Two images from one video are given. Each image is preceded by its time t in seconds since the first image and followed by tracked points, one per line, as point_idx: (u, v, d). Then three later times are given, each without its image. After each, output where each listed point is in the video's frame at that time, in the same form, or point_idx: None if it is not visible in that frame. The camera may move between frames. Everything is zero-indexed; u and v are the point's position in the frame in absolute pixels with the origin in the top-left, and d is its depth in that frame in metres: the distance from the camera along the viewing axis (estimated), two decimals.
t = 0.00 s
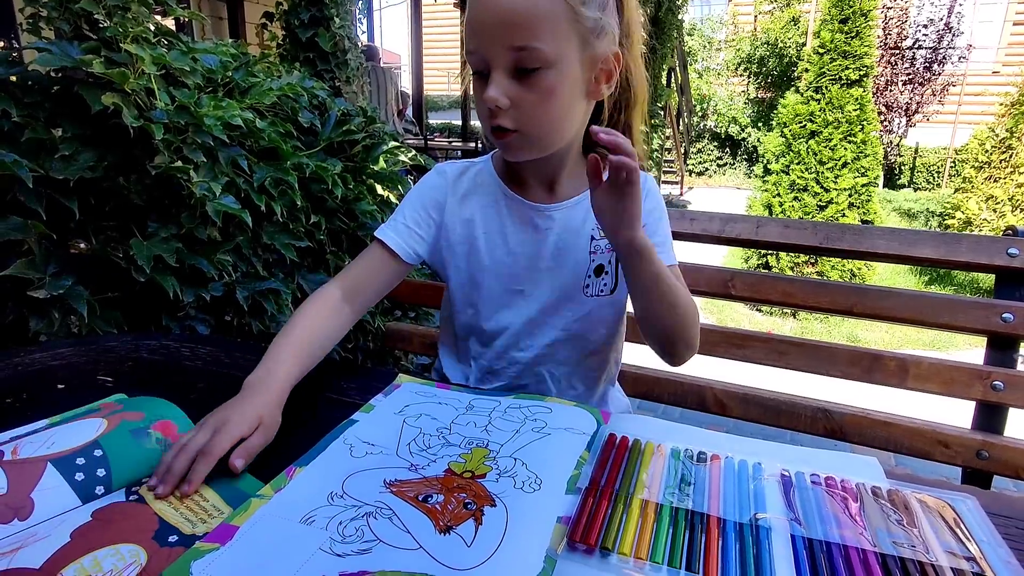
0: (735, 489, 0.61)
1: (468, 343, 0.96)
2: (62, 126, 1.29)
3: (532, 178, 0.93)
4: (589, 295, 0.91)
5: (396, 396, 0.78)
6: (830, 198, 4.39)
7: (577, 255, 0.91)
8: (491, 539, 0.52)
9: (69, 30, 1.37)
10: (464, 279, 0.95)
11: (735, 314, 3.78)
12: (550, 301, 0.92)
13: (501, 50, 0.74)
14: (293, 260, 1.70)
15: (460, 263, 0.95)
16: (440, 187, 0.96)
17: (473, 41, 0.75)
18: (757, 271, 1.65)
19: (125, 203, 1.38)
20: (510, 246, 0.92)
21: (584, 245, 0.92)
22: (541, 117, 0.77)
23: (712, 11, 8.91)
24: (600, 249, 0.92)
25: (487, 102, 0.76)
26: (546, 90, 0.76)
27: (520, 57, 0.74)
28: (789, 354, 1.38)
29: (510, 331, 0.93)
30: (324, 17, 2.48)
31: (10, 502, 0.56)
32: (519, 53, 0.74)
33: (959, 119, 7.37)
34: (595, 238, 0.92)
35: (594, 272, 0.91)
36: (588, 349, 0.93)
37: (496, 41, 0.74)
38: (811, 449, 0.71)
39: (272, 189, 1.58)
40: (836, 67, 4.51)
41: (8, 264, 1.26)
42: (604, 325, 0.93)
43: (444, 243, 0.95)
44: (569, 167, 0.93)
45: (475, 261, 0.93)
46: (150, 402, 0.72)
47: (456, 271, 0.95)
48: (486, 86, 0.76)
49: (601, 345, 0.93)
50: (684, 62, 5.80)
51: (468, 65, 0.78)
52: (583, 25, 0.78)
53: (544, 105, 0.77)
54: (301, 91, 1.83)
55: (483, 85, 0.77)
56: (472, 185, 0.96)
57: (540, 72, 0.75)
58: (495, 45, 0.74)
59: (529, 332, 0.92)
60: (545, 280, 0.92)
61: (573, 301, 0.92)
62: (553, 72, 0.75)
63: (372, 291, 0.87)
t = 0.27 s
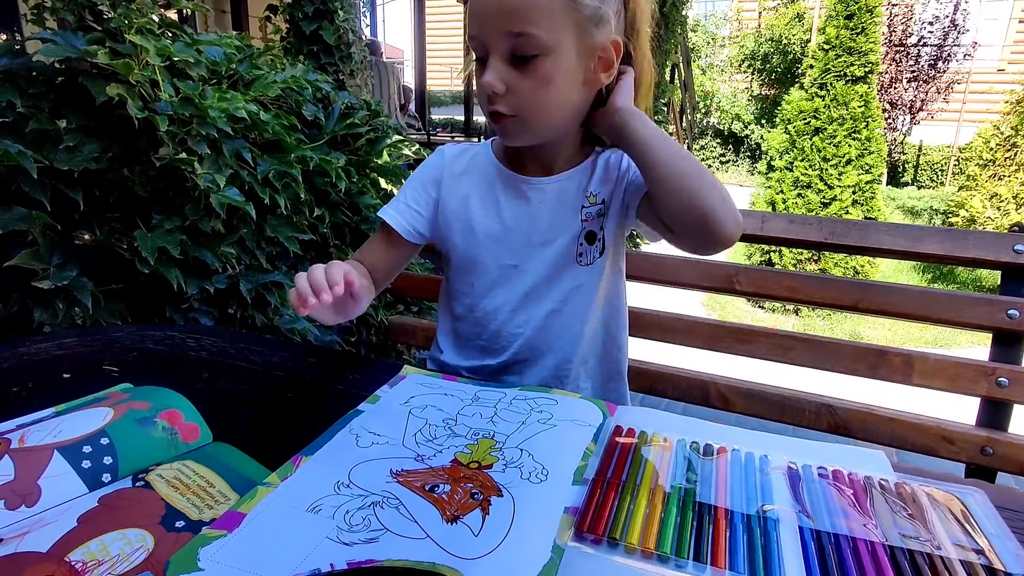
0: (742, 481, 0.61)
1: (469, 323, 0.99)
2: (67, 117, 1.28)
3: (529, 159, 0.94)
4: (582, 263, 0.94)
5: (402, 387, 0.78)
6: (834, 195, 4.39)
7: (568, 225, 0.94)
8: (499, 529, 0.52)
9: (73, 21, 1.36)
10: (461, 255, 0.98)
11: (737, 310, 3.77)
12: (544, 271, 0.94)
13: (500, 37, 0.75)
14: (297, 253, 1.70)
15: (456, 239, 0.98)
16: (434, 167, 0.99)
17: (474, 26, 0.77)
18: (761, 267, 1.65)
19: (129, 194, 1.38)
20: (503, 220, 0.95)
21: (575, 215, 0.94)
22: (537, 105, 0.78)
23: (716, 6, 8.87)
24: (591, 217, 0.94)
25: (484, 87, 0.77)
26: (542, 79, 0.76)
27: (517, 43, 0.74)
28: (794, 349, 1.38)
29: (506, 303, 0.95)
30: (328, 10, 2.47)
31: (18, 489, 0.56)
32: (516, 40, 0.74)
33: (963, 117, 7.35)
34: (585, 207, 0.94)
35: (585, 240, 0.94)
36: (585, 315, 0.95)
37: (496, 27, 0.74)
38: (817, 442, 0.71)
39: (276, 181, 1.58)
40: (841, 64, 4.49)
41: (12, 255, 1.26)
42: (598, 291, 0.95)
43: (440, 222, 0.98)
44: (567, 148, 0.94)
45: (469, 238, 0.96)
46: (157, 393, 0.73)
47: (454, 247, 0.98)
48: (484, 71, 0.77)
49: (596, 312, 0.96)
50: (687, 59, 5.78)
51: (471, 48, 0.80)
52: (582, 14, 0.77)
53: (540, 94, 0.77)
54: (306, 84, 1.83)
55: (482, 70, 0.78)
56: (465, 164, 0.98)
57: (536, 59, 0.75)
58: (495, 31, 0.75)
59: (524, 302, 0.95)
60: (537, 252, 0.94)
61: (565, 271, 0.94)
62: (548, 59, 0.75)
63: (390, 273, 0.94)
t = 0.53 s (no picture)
0: (759, 475, 0.59)
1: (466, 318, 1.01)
2: (66, 106, 1.26)
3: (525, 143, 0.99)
4: (573, 254, 0.96)
5: (407, 378, 0.77)
6: (837, 192, 4.38)
7: (559, 214, 0.96)
8: (511, 521, 0.50)
9: (73, 9, 1.33)
10: (455, 243, 1.01)
11: (739, 308, 3.75)
12: (535, 261, 0.96)
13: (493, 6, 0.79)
14: (299, 247, 1.68)
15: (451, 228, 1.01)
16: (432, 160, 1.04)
17: None
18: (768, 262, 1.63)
19: (130, 184, 1.36)
20: (497, 209, 0.98)
21: (566, 204, 0.96)
22: (519, 76, 0.81)
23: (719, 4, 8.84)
24: (582, 207, 0.96)
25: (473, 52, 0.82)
26: (526, 50, 0.79)
27: (507, 11, 0.79)
28: (802, 345, 1.36)
29: (498, 295, 0.98)
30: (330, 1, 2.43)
31: (15, 478, 0.55)
32: (506, 8, 0.78)
33: (966, 116, 7.32)
34: (576, 196, 0.96)
35: (577, 230, 0.96)
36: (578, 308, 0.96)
37: None
38: (834, 436, 0.69)
39: (279, 173, 1.56)
40: (846, 61, 4.46)
41: (10, 246, 1.24)
42: (591, 282, 0.96)
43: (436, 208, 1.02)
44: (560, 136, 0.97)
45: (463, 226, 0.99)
46: (158, 382, 0.71)
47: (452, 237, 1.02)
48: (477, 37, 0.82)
49: (590, 304, 0.97)
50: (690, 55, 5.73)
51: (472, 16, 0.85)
52: None
53: (523, 66, 0.80)
54: (308, 75, 1.81)
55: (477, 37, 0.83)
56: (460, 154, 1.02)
57: (522, 30, 0.79)
58: None
59: (517, 290, 0.97)
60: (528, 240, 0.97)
61: (557, 260, 0.96)
62: (534, 31, 0.79)
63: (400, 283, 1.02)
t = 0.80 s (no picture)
0: (755, 478, 0.59)
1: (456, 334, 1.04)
2: (61, 105, 1.26)
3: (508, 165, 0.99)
4: (557, 276, 0.97)
5: (402, 380, 0.77)
6: (834, 194, 4.38)
7: (542, 237, 0.98)
8: (505, 525, 0.50)
9: (68, 7, 1.32)
10: (444, 263, 1.04)
11: (736, 309, 3.76)
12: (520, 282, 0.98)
13: (485, 41, 0.77)
14: (295, 247, 1.68)
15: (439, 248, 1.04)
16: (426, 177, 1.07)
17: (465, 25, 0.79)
18: (764, 264, 1.63)
19: (125, 184, 1.35)
20: (482, 232, 1.01)
21: (548, 228, 0.98)
22: (512, 111, 0.80)
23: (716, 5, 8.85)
24: (565, 230, 0.98)
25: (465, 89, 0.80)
26: (520, 86, 0.79)
27: (501, 48, 0.77)
28: (798, 347, 1.36)
29: (484, 314, 1.01)
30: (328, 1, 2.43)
31: (6, 482, 0.54)
32: (501, 46, 0.77)
33: (962, 118, 7.34)
34: (558, 219, 0.98)
35: (560, 253, 0.97)
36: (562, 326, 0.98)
37: (483, 31, 0.77)
38: (831, 439, 0.69)
39: (274, 173, 1.56)
40: (843, 62, 4.47)
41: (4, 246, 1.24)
42: (574, 304, 0.98)
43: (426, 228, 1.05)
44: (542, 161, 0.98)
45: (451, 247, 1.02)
46: (151, 384, 0.71)
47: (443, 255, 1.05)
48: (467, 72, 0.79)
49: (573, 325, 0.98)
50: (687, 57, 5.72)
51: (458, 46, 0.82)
52: (571, 29, 0.79)
53: (516, 101, 0.79)
54: (305, 75, 1.80)
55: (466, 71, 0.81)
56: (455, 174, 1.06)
57: (517, 67, 0.78)
58: (482, 34, 0.77)
59: (502, 309, 1.00)
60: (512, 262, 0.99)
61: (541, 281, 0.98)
62: (529, 69, 0.78)
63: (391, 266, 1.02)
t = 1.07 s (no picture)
0: (753, 475, 0.59)
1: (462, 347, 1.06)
2: (55, 102, 1.25)
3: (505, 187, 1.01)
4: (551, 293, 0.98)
5: (400, 377, 0.77)
6: (829, 192, 4.40)
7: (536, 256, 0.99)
8: (503, 522, 0.49)
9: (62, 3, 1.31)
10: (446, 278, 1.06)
11: (732, 307, 3.77)
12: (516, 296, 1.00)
13: (475, 89, 0.79)
14: (291, 245, 1.67)
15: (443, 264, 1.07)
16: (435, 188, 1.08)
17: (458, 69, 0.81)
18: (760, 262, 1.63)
19: (120, 181, 1.34)
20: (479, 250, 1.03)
21: (541, 248, 0.99)
22: (497, 155, 0.84)
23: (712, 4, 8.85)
24: (558, 249, 0.98)
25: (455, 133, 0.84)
26: (503, 136, 0.81)
27: (487, 102, 0.79)
28: (794, 345, 1.37)
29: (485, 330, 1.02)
30: None
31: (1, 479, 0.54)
32: (487, 100, 0.79)
33: (956, 118, 7.37)
34: (552, 239, 0.99)
35: (553, 271, 0.98)
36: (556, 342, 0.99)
37: (473, 81, 0.79)
38: (827, 436, 0.69)
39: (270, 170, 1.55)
40: (838, 61, 4.48)
41: None
42: (569, 321, 0.98)
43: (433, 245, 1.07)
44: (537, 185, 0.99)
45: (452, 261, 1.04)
46: (147, 381, 0.70)
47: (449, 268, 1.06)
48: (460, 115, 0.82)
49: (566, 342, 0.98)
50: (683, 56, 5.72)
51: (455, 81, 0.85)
52: (556, 82, 0.80)
53: (501, 148, 0.83)
54: (300, 72, 1.79)
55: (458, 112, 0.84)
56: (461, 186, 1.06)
57: (501, 121, 0.80)
58: (471, 83, 0.79)
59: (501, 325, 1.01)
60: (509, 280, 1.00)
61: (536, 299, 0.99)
62: (512, 123, 0.80)
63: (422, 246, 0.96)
